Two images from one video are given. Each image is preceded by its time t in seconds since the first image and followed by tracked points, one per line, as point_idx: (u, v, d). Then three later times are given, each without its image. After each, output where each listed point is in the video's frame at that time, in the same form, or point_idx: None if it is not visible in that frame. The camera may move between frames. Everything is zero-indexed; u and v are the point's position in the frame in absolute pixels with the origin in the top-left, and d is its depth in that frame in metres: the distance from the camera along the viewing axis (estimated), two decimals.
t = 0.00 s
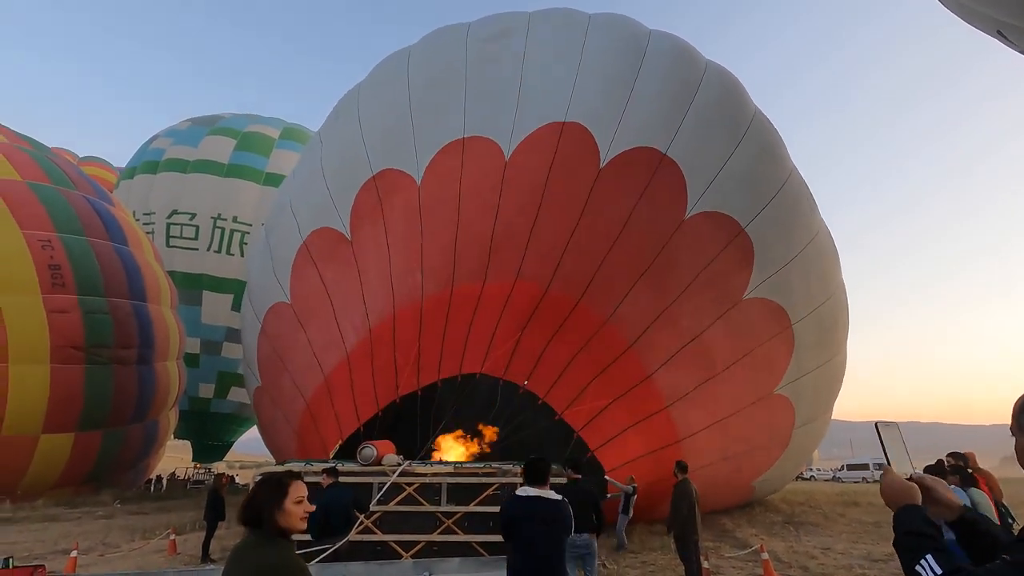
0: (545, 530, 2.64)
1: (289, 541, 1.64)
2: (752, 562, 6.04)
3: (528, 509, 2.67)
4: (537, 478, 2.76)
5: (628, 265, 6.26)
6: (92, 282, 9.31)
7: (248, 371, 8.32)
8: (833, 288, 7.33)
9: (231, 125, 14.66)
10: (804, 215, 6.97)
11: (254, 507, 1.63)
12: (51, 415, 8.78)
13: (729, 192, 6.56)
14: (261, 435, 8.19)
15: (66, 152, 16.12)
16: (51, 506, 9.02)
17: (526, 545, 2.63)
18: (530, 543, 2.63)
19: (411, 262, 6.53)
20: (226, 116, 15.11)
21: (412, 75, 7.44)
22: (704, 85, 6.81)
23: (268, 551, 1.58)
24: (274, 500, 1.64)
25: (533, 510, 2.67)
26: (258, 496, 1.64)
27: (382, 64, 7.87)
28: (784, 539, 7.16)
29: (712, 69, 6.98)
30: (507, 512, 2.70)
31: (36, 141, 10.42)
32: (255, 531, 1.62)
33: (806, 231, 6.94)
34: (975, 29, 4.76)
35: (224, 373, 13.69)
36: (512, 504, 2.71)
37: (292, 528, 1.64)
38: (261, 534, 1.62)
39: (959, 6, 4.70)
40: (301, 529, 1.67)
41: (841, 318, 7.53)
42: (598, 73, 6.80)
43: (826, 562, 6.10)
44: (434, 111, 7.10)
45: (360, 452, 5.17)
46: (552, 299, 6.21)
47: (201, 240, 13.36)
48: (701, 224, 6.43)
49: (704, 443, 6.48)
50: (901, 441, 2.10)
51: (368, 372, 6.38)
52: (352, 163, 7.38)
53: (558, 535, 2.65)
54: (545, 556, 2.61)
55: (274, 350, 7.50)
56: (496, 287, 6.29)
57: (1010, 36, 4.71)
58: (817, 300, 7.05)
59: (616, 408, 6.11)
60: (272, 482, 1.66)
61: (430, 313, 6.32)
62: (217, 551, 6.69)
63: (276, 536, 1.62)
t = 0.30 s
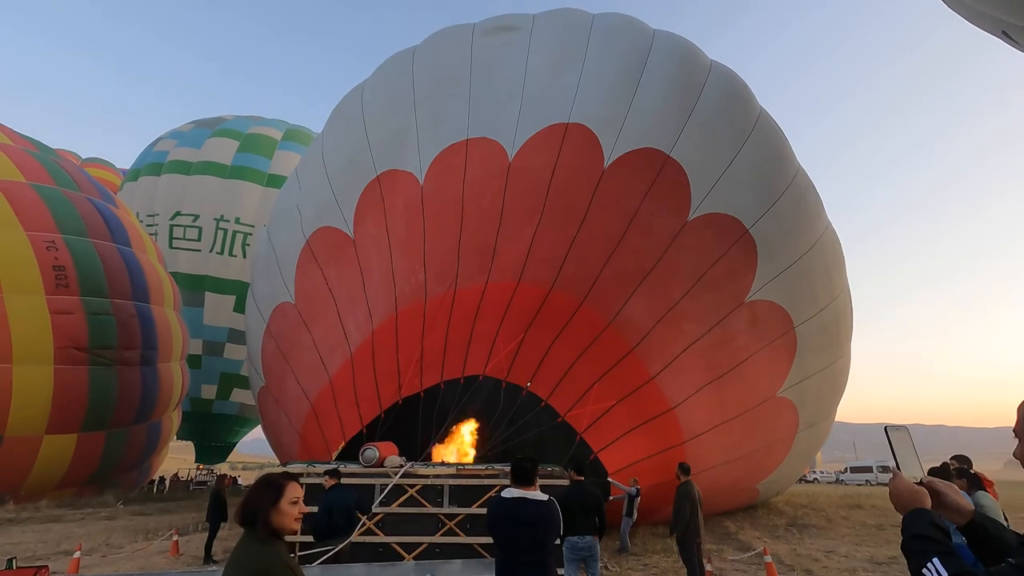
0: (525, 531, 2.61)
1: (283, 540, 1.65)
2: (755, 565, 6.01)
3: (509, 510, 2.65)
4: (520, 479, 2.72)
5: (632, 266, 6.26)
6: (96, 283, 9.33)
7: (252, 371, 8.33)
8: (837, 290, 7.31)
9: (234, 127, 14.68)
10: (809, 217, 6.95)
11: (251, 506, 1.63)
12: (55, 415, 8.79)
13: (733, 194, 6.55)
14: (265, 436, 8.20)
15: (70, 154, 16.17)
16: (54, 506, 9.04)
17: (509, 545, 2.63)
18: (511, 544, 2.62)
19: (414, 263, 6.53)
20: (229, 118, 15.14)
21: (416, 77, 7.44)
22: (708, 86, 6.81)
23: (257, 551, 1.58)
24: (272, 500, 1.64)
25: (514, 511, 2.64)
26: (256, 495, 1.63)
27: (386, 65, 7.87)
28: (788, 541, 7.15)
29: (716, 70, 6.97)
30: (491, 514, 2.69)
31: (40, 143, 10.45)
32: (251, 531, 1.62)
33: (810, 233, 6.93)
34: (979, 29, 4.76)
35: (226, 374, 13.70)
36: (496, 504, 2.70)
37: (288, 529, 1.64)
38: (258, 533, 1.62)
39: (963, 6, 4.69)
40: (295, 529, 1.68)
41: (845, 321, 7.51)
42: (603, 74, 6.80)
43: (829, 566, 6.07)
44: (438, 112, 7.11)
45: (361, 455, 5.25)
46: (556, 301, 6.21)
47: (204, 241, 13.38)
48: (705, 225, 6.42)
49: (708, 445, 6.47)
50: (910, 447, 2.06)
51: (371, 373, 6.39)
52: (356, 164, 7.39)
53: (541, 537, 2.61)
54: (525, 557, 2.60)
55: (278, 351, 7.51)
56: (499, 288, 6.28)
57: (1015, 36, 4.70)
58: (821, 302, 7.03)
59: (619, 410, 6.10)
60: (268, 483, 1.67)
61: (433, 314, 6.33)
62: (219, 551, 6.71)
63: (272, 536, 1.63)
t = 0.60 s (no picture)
0: (523, 530, 2.61)
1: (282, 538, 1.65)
2: (755, 564, 6.02)
3: (509, 509, 2.66)
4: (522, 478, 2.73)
5: (632, 265, 6.26)
6: (95, 282, 9.33)
7: (252, 368, 8.34)
8: (838, 289, 7.30)
9: (233, 126, 14.68)
10: (810, 216, 6.94)
11: (249, 503, 1.63)
12: (55, 414, 8.79)
13: (734, 193, 6.54)
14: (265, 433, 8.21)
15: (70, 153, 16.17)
16: (54, 505, 9.05)
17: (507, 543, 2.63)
18: (509, 544, 2.62)
19: (414, 261, 6.53)
20: (229, 117, 15.13)
21: (416, 75, 7.44)
22: (710, 84, 6.79)
23: (256, 549, 1.58)
24: (270, 497, 1.64)
25: (513, 510, 2.65)
26: (254, 491, 1.64)
27: (386, 62, 7.87)
28: (787, 541, 7.16)
29: (718, 68, 6.96)
30: (492, 511, 2.70)
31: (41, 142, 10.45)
32: (250, 529, 1.62)
33: (812, 232, 6.92)
34: (980, 28, 4.75)
35: (225, 373, 13.70)
36: (495, 503, 2.71)
37: (287, 527, 1.64)
38: (257, 530, 1.62)
39: (965, 5, 4.68)
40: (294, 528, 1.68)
41: (846, 321, 7.51)
42: (604, 72, 6.80)
43: (829, 565, 6.08)
44: (438, 110, 7.10)
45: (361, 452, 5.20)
46: (556, 300, 6.20)
47: (203, 240, 13.38)
48: (706, 224, 6.42)
49: (708, 445, 6.47)
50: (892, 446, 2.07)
51: (371, 371, 6.39)
52: (357, 162, 7.39)
53: (538, 535, 2.61)
54: (525, 556, 2.60)
55: (279, 348, 7.52)
56: (500, 287, 6.28)
57: (1016, 35, 4.69)
58: (822, 301, 7.03)
59: (619, 410, 6.10)
60: (266, 481, 1.67)
61: (433, 312, 6.33)
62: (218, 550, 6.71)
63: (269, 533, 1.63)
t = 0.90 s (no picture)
0: (524, 528, 2.61)
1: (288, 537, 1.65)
2: (753, 562, 6.03)
3: (509, 507, 2.66)
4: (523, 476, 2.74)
5: (631, 264, 6.26)
6: (92, 280, 9.31)
7: (252, 365, 8.34)
8: (838, 287, 7.31)
9: (230, 124, 14.65)
10: (811, 214, 6.94)
11: (254, 504, 1.63)
12: (53, 413, 8.78)
13: (734, 191, 6.54)
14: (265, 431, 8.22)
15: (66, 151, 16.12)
16: (52, 504, 9.04)
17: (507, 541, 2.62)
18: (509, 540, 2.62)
19: (413, 259, 6.52)
20: (226, 115, 15.10)
21: (415, 72, 7.43)
22: (710, 81, 6.79)
23: (261, 548, 1.58)
24: (275, 497, 1.65)
25: (512, 508, 2.65)
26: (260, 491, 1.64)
27: (384, 60, 7.85)
28: (785, 538, 7.17)
29: (719, 65, 6.95)
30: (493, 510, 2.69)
31: (38, 140, 10.44)
32: (255, 530, 1.62)
33: (812, 231, 6.92)
34: (979, 25, 4.75)
35: (223, 372, 13.68)
36: (495, 503, 2.71)
37: (292, 527, 1.64)
38: (263, 531, 1.62)
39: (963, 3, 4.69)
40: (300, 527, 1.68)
41: (846, 319, 7.53)
42: (603, 70, 6.80)
43: (827, 562, 6.10)
44: (437, 108, 7.10)
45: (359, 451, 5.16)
46: (556, 299, 6.20)
47: (200, 239, 13.37)
48: (705, 222, 6.42)
49: (706, 443, 6.48)
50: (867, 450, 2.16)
51: (369, 369, 6.39)
52: (356, 159, 7.38)
53: (537, 536, 2.61)
54: (527, 555, 2.59)
55: (279, 345, 7.52)
56: (499, 285, 6.27)
57: (1014, 33, 4.70)
58: (821, 300, 7.04)
59: (618, 408, 6.11)
60: (270, 482, 1.67)
61: (431, 310, 6.32)
62: (217, 549, 6.71)
63: (275, 533, 1.63)
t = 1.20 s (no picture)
0: (511, 526, 2.62)
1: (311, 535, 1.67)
2: (755, 560, 6.03)
3: (496, 506, 2.67)
4: (511, 476, 2.75)
5: (633, 262, 6.26)
6: (93, 282, 9.32)
7: (254, 364, 8.35)
8: (840, 284, 7.30)
9: (229, 125, 14.66)
10: (813, 211, 6.92)
11: (278, 502, 1.67)
12: (54, 414, 8.79)
13: (735, 189, 6.53)
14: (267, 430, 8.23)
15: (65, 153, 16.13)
16: (55, 505, 9.05)
17: (495, 538, 2.63)
18: (497, 538, 2.63)
19: (413, 258, 6.52)
20: (225, 116, 15.11)
21: (415, 71, 7.42)
22: (711, 78, 6.78)
23: (288, 546, 1.61)
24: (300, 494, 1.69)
25: (500, 507, 2.66)
26: (284, 488, 1.69)
27: (384, 59, 7.85)
28: (787, 536, 7.18)
29: (720, 62, 6.94)
30: (482, 511, 2.71)
31: (38, 142, 10.45)
32: (280, 528, 1.65)
33: (814, 228, 6.91)
34: (979, 19, 4.74)
35: (223, 373, 13.69)
36: (485, 503, 2.72)
37: (316, 524, 1.68)
38: (287, 529, 1.65)
39: None
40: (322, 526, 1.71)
41: (848, 316, 7.53)
42: (603, 68, 6.79)
43: (829, 560, 6.10)
44: (437, 107, 7.10)
45: (361, 452, 5.26)
46: (557, 298, 6.20)
47: (200, 239, 13.37)
48: (707, 220, 6.41)
49: (708, 441, 6.49)
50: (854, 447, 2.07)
51: (370, 369, 6.39)
52: (356, 158, 7.38)
53: (526, 535, 2.61)
54: (510, 554, 2.59)
55: (280, 344, 7.53)
56: (501, 284, 6.27)
57: (1015, 26, 4.69)
58: (824, 297, 7.05)
59: (619, 407, 6.12)
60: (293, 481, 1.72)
61: (432, 310, 6.32)
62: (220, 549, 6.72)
63: (299, 529, 1.66)
